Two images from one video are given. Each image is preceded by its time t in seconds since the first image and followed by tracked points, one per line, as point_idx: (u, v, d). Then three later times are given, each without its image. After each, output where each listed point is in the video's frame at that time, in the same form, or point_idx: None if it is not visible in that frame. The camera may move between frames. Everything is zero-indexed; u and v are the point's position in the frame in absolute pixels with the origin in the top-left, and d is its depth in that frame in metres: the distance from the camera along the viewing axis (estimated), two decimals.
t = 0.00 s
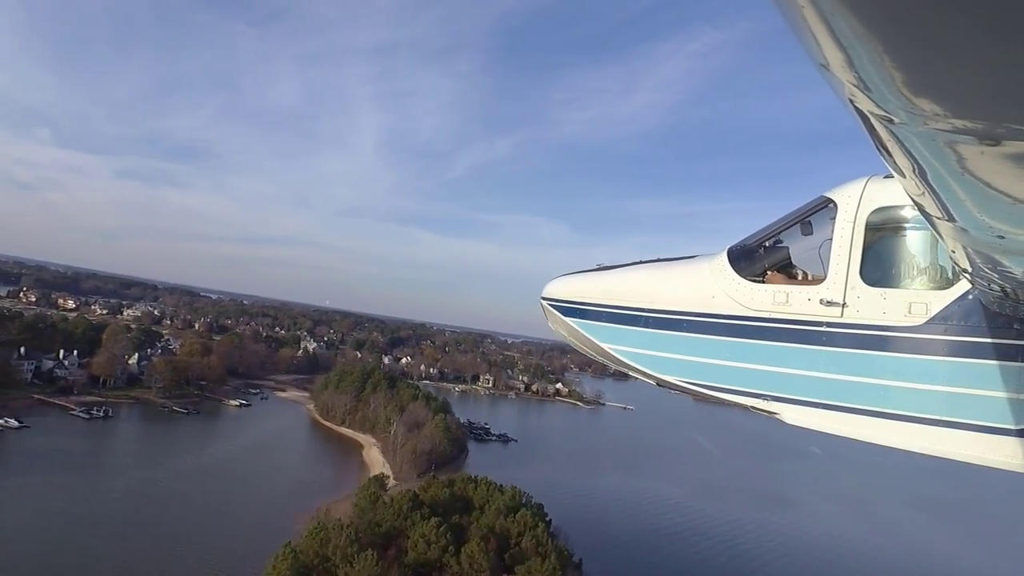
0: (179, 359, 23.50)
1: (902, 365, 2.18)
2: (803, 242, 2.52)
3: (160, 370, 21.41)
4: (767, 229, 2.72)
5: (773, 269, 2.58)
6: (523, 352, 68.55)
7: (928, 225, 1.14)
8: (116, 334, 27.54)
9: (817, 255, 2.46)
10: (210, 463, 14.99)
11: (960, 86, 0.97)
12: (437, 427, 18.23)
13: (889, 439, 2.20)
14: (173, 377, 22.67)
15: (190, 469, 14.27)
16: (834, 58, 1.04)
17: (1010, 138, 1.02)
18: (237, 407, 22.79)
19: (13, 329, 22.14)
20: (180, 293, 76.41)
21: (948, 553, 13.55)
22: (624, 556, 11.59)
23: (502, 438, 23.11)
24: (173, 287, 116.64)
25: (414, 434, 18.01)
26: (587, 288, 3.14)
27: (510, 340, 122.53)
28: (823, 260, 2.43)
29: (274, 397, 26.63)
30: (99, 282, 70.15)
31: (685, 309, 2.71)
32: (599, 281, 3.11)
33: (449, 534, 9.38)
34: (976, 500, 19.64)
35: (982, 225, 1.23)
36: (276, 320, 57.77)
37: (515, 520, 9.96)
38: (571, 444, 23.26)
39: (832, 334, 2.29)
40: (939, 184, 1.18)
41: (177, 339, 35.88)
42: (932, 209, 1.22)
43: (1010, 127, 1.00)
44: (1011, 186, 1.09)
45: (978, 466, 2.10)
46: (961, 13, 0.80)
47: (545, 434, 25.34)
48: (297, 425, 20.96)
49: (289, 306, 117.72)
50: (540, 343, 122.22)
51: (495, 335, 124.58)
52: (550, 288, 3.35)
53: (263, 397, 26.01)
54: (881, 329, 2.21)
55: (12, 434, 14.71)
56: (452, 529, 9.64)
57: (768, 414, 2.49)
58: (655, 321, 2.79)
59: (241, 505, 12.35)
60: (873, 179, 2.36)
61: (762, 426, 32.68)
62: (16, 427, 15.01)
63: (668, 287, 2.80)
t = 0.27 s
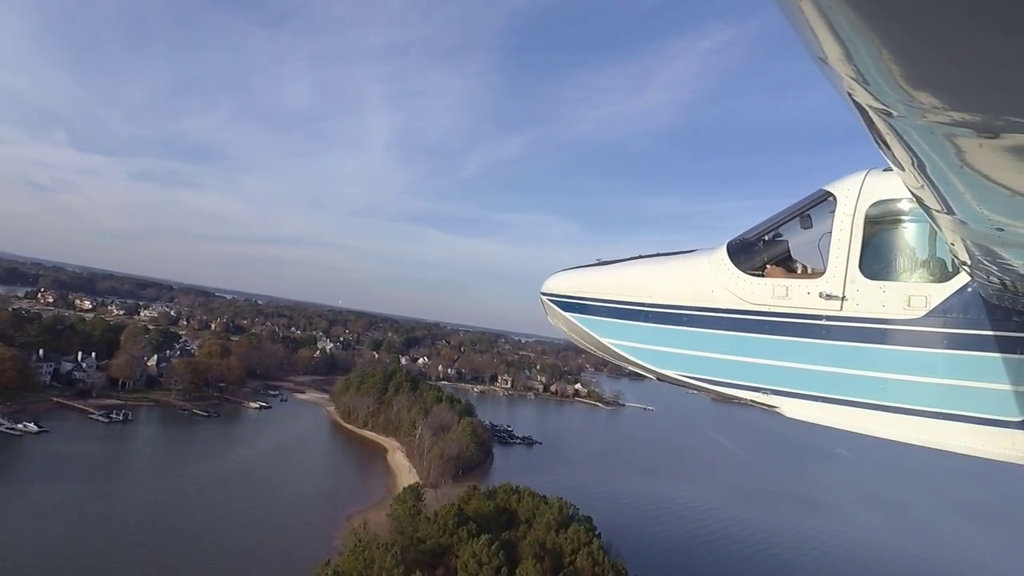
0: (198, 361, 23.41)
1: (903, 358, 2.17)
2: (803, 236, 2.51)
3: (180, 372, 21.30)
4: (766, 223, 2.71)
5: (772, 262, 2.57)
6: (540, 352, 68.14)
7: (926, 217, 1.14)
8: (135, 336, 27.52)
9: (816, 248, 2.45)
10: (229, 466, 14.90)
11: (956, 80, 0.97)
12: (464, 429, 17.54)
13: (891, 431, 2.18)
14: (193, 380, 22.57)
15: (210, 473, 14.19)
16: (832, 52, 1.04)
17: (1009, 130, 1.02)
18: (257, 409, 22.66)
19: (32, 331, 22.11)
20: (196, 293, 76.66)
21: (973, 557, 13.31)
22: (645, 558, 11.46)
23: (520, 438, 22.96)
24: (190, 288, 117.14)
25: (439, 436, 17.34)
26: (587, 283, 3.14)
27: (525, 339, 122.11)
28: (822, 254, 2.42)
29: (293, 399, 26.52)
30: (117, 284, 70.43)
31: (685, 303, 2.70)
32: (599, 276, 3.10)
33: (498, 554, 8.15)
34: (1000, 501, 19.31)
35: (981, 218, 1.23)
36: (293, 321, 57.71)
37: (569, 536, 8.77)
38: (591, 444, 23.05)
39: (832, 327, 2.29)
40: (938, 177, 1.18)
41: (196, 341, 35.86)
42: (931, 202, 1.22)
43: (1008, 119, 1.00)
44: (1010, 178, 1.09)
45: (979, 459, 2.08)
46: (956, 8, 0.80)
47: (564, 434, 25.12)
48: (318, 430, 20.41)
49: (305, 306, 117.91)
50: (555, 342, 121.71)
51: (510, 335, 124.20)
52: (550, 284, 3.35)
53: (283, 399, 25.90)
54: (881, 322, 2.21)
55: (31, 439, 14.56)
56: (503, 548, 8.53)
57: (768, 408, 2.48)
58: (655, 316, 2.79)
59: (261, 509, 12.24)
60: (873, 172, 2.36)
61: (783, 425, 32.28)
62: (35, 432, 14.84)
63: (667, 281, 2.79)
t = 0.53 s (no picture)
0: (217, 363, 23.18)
1: (904, 348, 2.16)
2: (802, 226, 2.49)
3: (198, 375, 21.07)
4: (766, 214, 2.69)
5: (772, 253, 2.55)
6: (557, 354, 67.58)
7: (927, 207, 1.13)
8: (151, 339, 27.38)
9: (816, 239, 2.44)
10: (246, 468, 14.66)
11: (954, 69, 0.96)
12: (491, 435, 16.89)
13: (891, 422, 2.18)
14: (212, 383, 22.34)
15: (226, 475, 13.94)
16: (833, 43, 1.04)
17: (1010, 120, 1.02)
18: (277, 412, 22.43)
19: (50, 333, 21.94)
20: (210, 295, 76.68)
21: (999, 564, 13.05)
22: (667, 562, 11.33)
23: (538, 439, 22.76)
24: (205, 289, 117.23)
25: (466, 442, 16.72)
26: (586, 277, 3.15)
27: (540, 340, 121.55)
28: (822, 245, 2.41)
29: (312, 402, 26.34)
30: (132, 285, 70.42)
31: (684, 295, 2.69)
32: (599, 269, 3.10)
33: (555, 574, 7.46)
34: None
35: (981, 207, 1.23)
36: (308, 323, 57.47)
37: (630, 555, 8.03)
38: (609, 447, 22.81)
39: (833, 318, 2.28)
40: (937, 167, 1.17)
41: (214, 343, 35.73)
42: (931, 192, 1.21)
43: (1010, 108, 1.00)
44: (1011, 168, 1.09)
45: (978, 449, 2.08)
46: None
47: (583, 437, 24.86)
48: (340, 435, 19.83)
49: (318, 306, 118.00)
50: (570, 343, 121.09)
51: (525, 336, 123.68)
52: (550, 276, 3.35)
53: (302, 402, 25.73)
54: (881, 312, 2.20)
55: (49, 444, 14.23)
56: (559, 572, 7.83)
57: (769, 399, 2.48)
58: (655, 309, 2.78)
59: (278, 513, 11.98)
60: (873, 161, 2.34)
61: (804, 427, 31.82)
62: (54, 437, 14.50)
63: (666, 273, 2.78)
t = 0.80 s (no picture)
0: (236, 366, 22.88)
1: (906, 345, 2.15)
2: (803, 224, 2.49)
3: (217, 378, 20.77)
4: (768, 211, 2.68)
5: (774, 250, 2.55)
6: (574, 357, 66.95)
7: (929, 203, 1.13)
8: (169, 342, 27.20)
9: (817, 236, 2.43)
10: (264, 468, 14.33)
11: (953, 66, 0.97)
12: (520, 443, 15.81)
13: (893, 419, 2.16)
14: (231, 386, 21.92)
15: (243, 475, 13.61)
16: (833, 39, 1.04)
17: (1010, 116, 1.02)
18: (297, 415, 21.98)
19: (68, 336, 21.72)
20: (225, 297, 76.66)
21: None
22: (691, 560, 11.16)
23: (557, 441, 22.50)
24: (221, 292, 117.41)
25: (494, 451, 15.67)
26: (587, 274, 3.14)
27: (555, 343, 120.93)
28: (824, 242, 2.40)
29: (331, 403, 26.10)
30: (148, 288, 70.43)
31: (685, 291, 2.69)
32: (599, 265, 3.10)
33: None
34: None
35: (982, 203, 1.22)
36: (324, 325, 57.21)
37: None
38: (629, 450, 22.51)
39: (834, 315, 2.27)
40: (939, 162, 1.17)
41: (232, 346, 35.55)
42: (933, 188, 1.21)
43: (1011, 104, 1.00)
44: (1014, 163, 1.09)
45: (981, 445, 2.07)
46: None
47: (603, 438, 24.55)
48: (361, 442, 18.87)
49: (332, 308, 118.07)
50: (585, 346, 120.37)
51: (540, 339, 123.08)
52: (552, 273, 3.36)
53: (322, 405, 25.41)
54: (883, 309, 2.19)
55: (68, 450, 13.69)
56: None
57: (772, 396, 2.47)
58: (655, 306, 2.78)
59: (295, 513, 11.58)
60: (874, 157, 2.32)
61: (826, 431, 31.33)
62: (71, 442, 14.03)
63: (668, 270, 2.78)
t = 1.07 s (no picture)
0: (254, 371, 22.48)
1: (907, 344, 2.15)
2: (804, 223, 2.47)
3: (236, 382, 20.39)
4: (768, 209, 2.67)
5: (775, 249, 2.54)
6: (589, 362, 66.34)
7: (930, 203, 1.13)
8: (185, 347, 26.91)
9: (817, 234, 2.42)
10: (283, 476, 14.06)
11: (951, 65, 0.97)
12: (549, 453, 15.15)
13: (897, 418, 2.16)
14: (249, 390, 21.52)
15: (262, 483, 13.34)
16: (834, 36, 1.03)
17: (1012, 114, 1.02)
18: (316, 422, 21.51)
19: (85, 340, 21.36)
20: (237, 300, 76.49)
21: None
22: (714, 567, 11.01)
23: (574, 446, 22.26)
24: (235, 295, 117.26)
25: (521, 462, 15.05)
26: (588, 273, 3.09)
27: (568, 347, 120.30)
28: (824, 241, 2.39)
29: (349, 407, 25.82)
30: (161, 291, 70.33)
31: (688, 291, 2.67)
32: (599, 264, 3.06)
33: None
34: None
35: (985, 202, 1.22)
36: (338, 329, 56.83)
37: None
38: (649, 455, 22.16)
39: (835, 314, 2.27)
40: (941, 161, 1.16)
41: (248, 349, 35.25)
42: (934, 186, 1.21)
43: (1012, 103, 1.00)
44: (1017, 163, 1.08)
45: (980, 445, 2.07)
46: None
47: (621, 443, 24.26)
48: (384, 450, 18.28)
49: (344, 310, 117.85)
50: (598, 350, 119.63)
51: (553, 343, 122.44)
52: (552, 271, 3.30)
53: (340, 409, 25.06)
54: (884, 308, 2.19)
55: (83, 459, 13.06)
56: None
57: (773, 396, 2.45)
58: (658, 305, 2.74)
59: (313, 521, 11.30)
60: (876, 156, 2.31)
61: (846, 437, 30.87)
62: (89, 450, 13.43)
63: (669, 268, 2.77)
